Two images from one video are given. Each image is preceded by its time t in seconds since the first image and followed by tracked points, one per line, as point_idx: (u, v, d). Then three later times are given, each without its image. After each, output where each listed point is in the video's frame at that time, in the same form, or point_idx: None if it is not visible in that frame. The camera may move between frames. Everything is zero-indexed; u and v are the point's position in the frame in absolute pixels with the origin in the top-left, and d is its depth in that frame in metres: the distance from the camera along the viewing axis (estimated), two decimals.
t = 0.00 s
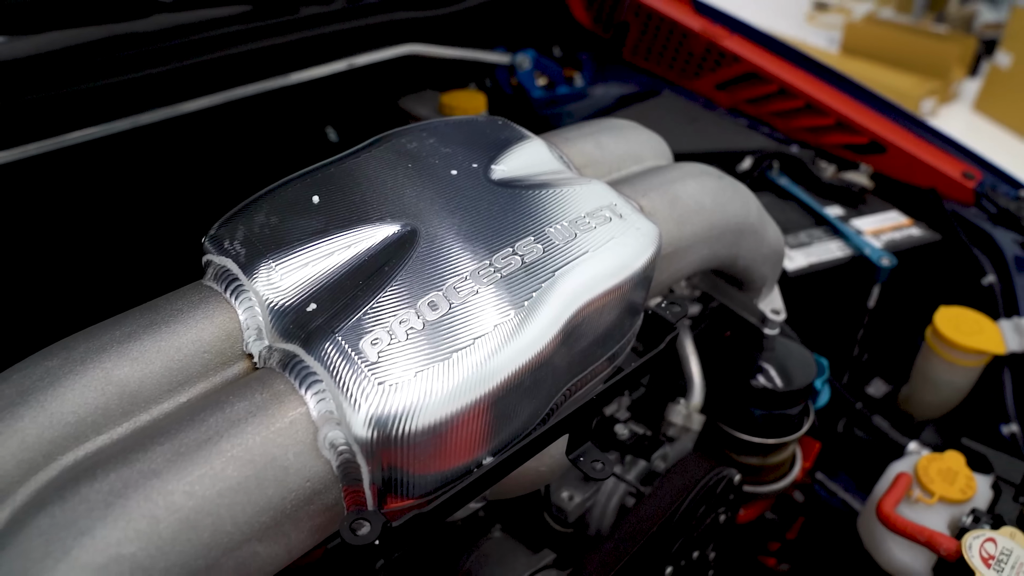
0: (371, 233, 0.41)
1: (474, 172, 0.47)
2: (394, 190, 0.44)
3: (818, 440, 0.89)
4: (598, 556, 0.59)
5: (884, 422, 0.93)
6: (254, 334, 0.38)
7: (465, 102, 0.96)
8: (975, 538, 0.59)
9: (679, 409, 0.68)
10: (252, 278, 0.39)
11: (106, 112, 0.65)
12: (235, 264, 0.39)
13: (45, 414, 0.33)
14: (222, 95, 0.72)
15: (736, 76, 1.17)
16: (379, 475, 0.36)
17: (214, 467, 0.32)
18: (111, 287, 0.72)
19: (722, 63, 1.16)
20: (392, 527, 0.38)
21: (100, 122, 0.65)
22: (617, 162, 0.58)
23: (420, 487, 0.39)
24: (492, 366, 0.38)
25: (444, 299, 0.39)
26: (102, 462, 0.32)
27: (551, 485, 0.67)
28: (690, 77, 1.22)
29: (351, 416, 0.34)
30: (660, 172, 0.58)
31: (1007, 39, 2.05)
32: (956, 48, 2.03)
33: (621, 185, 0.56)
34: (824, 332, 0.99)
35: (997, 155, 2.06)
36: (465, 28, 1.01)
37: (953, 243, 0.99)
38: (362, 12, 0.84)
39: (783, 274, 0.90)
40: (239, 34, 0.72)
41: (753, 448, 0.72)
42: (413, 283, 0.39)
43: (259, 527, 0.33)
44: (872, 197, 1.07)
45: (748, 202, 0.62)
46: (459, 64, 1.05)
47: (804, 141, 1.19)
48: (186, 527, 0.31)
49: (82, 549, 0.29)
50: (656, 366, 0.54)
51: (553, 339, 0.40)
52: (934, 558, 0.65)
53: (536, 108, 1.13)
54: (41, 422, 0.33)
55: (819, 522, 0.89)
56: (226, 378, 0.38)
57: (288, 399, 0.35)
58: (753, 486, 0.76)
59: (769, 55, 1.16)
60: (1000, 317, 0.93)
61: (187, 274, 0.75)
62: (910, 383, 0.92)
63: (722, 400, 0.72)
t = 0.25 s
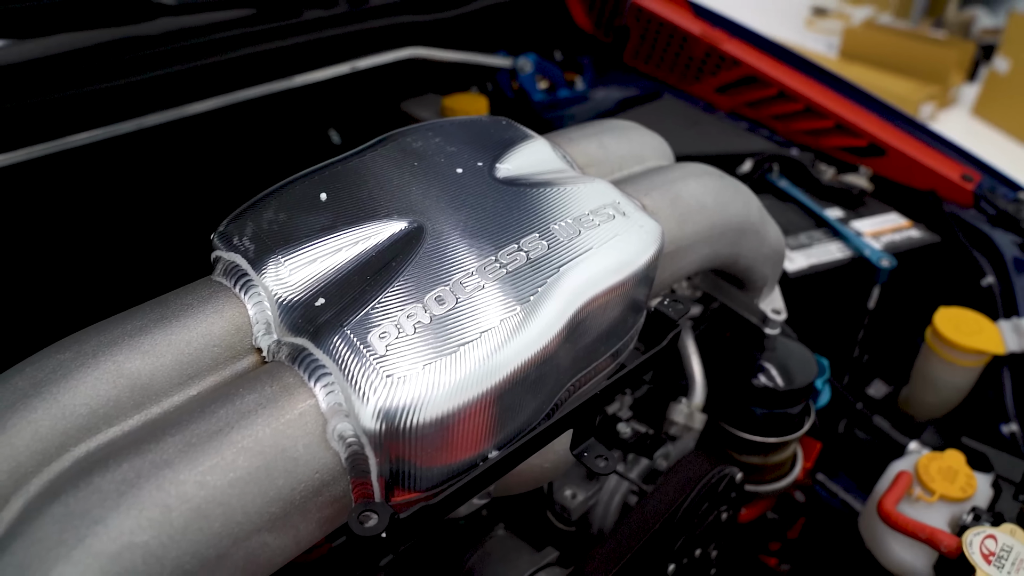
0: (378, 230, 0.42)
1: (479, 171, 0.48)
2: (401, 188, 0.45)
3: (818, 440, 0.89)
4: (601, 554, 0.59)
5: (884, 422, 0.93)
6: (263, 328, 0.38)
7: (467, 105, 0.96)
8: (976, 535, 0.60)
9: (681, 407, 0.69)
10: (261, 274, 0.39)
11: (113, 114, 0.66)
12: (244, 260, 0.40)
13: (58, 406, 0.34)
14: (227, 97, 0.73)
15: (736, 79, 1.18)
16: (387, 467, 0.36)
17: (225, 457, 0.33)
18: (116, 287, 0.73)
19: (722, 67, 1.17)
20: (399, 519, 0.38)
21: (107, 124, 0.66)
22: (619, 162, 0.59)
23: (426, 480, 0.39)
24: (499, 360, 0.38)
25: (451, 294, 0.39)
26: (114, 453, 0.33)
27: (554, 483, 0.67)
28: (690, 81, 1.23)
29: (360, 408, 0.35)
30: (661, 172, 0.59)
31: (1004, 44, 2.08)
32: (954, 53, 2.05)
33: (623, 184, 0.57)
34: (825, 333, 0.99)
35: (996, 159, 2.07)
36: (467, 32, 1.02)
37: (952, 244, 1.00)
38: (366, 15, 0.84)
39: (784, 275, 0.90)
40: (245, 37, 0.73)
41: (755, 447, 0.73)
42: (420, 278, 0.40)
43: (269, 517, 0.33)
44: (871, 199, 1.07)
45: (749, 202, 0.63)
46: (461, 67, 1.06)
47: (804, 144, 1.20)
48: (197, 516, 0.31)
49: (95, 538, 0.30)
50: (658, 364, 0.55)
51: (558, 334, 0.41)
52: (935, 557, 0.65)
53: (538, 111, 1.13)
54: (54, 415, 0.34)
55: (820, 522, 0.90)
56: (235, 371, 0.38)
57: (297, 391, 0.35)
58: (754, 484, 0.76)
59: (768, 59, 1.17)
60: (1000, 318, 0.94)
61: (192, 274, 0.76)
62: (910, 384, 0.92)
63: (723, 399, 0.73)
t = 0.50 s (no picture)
0: (385, 227, 0.42)
1: (484, 169, 0.48)
2: (407, 186, 0.45)
3: (819, 440, 0.90)
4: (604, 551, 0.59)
5: (886, 422, 0.94)
6: (272, 323, 0.39)
7: (470, 108, 0.97)
8: (976, 532, 0.60)
9: (683, 407, 0.70)
10: (270, 269, 0.40)
11: (120, 116, 0.67)
12: (253, 256, 0.40)
13: (70, 398, 0.35)
14: (232, 98, 0.74)
15: (736, 83, 1.19)
16: (394, 460, 0.37)
17: (236, 448, 0.33)
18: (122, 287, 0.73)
19: (722, 70, 1.18)
20: (406, 512, 0.39)
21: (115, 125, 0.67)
22: (622, 162, 0.60)
23: (432, 473, 0.39)
24: (505, 354, 0.39)
25: (458, 290, 0.40)
26: (126, 444, 0.33)
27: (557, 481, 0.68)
28: (690, 84, 1.24)
29: (368, 400, 0.35)
30: (664, 172, 0.60)
31: (1002, 49, 2.09)
32: (952, 58, 2.06)
33: (626, 184, 0.57)
34: (825, 334, 1.00)
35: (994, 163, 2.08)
36: (469, 36, 1.03)
37: (952, 246, 1.00)
38: (368, 19, 0.85)
39: (785, 277, 0.91)
40: (249, 40, 0.74)
41: (756, 446, 0.73)
42: (426, 274, 0.40)
43: (278, 508, 0.34)
44: (871, 202, 1.08)
45: (750, 202, 0.63)
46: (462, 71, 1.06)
47: (804, 147, 1.20)
48: (209, 506, 0.32)
49: (108, 527, 0.30)
50: (660, 362, 0.55)
51: (563, 329, 0.41)
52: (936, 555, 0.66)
53: (539, 115, 1.12)
54: (67, 407, 0.34)
55: (821, 523, 0.90)
56: (245, 365, 0.39)
57: (306, 384, 0.36)
58: (756, 484, 0.77)
59: (768, 63, 1.18)
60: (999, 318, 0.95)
61: (196, 275, 0.76)
62: (911, 385, 0.92)
63: (725, 399, 0.73)
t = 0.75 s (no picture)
0: (393, 224, 0.43)
1: (489, 168, 0.49)
2: (413, 185, 0.46)
3: (821, 440, 0.90)
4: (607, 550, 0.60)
5: (886, 423, 0.95)
6: (281, 318, 0.39)
7: (472, 110, 0.97)
8: (977, 530, 0.61)
9: (685, 406, 0.70)
10: (279, 266, 0.40)
11: (124, 118, 0.67)
12: (262, 252, 0.41)
13: (83, 390, 0.35)
14: (237, 100, 0.74)
15: (736, 87, 1.19)
16: (401, 453, 0.37)
17: (246, 439, 0.33)
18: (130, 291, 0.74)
19: (722, 74, 1.19)
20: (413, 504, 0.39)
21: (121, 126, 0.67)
22: (624, 162, 0.60)
23: (438, 466, 0.40)
24: (511, 348, 0.39)
25: (464, 285, 0.40)
26: (139, 435, 0.34)
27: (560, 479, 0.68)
28: (691, 88, 1.25)
29: (377, 393, 0.35)
30: (666, 172, 0.60)
31: (1001, 55, 2.11)
32: (952, 63, 2.07)
33: (629, 184, 0.58)
34: (826, 335, 1.00)
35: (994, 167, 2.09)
36: (471, 39, 1.04)
37: (952, 248, 1.01)
38: (372, 23, 0.86)
39: (785, 278, 0.91)
40: (254, 43, 0.75)
41: (757, 446, 0.74)
42: (433, 270, 0.41)
43: (288, 499, 0.34)
44: (871, 204, 1.09)
45: (751, 202, 0.64)
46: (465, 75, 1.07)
47: (804, 150, 1.21)
48: (220, 497, 0.32)
49: (122, 515, 0.31)
50: (662, 360, 0.55)
51: (568, 325, 0.42)
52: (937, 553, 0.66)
53: (541, 119, 1.15)
54: (79, 399, 0.35)
55: (821, 525, 0.90)
56: (254, 359, 0.39)
57: (315, 377, 0.36)
58: (758, 484, 0.77)
59: (768, 66, 1.19)
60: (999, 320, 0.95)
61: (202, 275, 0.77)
62: (911, 385, 0.93)
63: (726, 399, 0.74)
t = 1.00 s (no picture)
0: (400, 220, 0.43)
1: (495, 167, 0.50)
2: (418, 182, 0.47)
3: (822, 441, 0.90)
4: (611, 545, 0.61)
5: (886, 422, 0.95)
6: (290, 313, 0.40)
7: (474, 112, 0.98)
8: (978, 527, 0.61)
9: (687, 405, 0.71)
10: (288, 261, 0.41)
11: (128, 120, 0.68)
12: (271, 248, 0.41)
13: (96, 383, 0.36)
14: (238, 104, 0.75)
15: (736, 90, 1.20)
16: (409, 446, 0.38)
17: (257, 430, 0.34)
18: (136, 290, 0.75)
19: (722, 77, 1.20)
20: (420, 496, 0.40)
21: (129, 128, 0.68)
22: (627, 163, 0.61)
23: (445, 459, 0.40)
24: (517, 342, 0.40)
25: (471, 280, 0.41)
26: (152, 426, 0.34)
27: (563, 477, 0.68)
28: (691, 92, 1.26)
29: (385, 385, 0.36)
30: (668, 172, 0.61)
31: (1000, 60, 2.12)
32: (950, 68, 2.08)
33: (631, 183, 0.59)
34: (827, 336, 1.01)
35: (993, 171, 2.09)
36: (474, 43, 1.04)
37: (952, 250, 1.01)
38: (375, 26, 0.87)
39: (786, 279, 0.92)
40: (258, 46, 0.75)
41: (760, 445, 0.74)
42: (440, 265, 0.41)
43: (298, 490, 0.35)
44: (871, 206, 1.09)
45: (753, 201, 0.64)
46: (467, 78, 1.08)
47: (804, 153, 1.22)
48: (232, 486, 0.33)
49: (135, 504, 0.31)
50: (665, 357, 0.55)
51: (573, 320, 0.42)
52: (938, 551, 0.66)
53: (543, 122, 1.14)
54: (92, 391, 0.35)
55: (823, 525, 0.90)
56: (263, 353, 0.40)
57: (324, 370, 0.37)
58: (759, 483, 0.78)
59: (768, 70, 1.20)
60: (999, 320, 0.95)
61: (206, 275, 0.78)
62: (912, 387, 0.93)
63: (728, 398, 0.74)
